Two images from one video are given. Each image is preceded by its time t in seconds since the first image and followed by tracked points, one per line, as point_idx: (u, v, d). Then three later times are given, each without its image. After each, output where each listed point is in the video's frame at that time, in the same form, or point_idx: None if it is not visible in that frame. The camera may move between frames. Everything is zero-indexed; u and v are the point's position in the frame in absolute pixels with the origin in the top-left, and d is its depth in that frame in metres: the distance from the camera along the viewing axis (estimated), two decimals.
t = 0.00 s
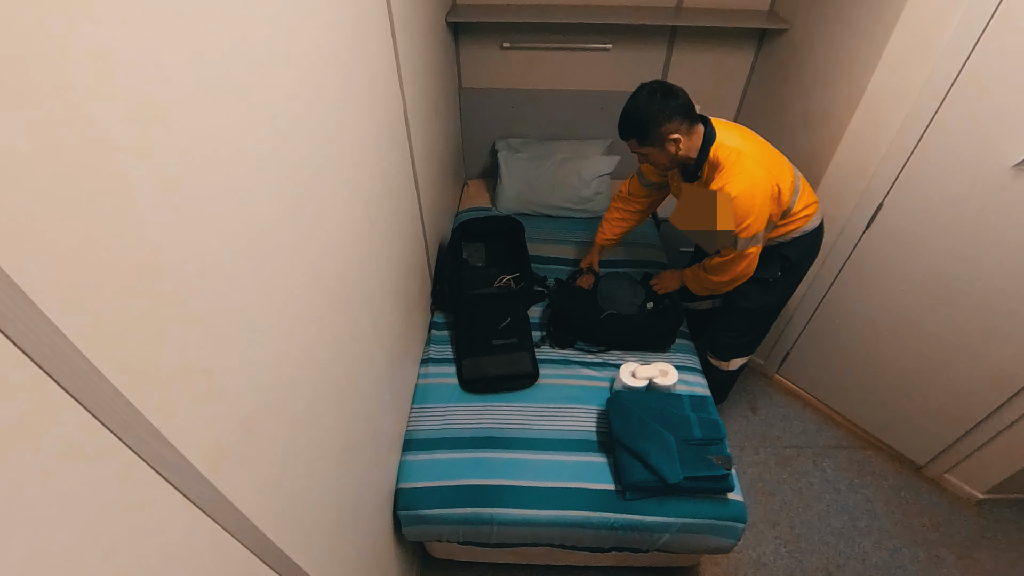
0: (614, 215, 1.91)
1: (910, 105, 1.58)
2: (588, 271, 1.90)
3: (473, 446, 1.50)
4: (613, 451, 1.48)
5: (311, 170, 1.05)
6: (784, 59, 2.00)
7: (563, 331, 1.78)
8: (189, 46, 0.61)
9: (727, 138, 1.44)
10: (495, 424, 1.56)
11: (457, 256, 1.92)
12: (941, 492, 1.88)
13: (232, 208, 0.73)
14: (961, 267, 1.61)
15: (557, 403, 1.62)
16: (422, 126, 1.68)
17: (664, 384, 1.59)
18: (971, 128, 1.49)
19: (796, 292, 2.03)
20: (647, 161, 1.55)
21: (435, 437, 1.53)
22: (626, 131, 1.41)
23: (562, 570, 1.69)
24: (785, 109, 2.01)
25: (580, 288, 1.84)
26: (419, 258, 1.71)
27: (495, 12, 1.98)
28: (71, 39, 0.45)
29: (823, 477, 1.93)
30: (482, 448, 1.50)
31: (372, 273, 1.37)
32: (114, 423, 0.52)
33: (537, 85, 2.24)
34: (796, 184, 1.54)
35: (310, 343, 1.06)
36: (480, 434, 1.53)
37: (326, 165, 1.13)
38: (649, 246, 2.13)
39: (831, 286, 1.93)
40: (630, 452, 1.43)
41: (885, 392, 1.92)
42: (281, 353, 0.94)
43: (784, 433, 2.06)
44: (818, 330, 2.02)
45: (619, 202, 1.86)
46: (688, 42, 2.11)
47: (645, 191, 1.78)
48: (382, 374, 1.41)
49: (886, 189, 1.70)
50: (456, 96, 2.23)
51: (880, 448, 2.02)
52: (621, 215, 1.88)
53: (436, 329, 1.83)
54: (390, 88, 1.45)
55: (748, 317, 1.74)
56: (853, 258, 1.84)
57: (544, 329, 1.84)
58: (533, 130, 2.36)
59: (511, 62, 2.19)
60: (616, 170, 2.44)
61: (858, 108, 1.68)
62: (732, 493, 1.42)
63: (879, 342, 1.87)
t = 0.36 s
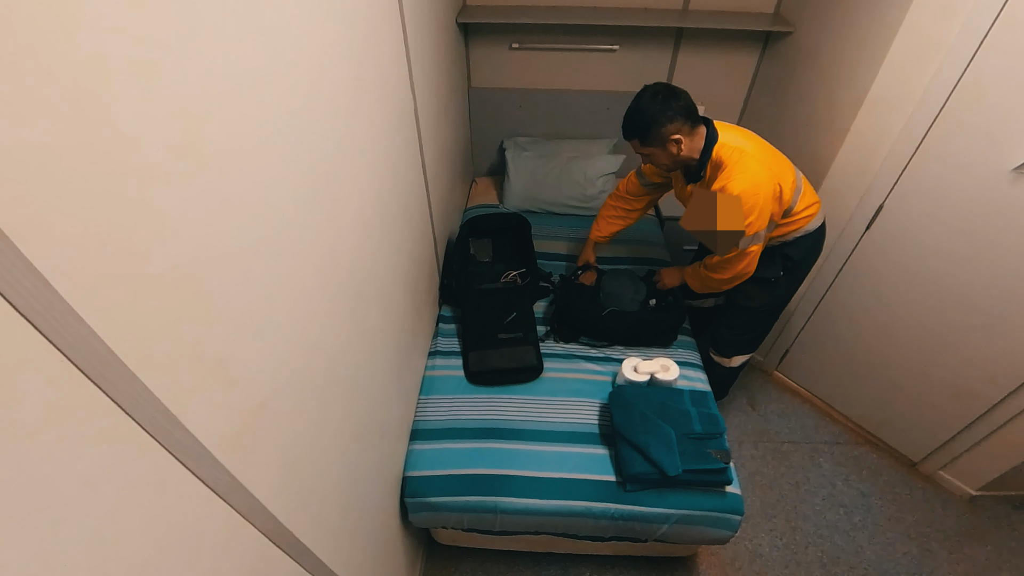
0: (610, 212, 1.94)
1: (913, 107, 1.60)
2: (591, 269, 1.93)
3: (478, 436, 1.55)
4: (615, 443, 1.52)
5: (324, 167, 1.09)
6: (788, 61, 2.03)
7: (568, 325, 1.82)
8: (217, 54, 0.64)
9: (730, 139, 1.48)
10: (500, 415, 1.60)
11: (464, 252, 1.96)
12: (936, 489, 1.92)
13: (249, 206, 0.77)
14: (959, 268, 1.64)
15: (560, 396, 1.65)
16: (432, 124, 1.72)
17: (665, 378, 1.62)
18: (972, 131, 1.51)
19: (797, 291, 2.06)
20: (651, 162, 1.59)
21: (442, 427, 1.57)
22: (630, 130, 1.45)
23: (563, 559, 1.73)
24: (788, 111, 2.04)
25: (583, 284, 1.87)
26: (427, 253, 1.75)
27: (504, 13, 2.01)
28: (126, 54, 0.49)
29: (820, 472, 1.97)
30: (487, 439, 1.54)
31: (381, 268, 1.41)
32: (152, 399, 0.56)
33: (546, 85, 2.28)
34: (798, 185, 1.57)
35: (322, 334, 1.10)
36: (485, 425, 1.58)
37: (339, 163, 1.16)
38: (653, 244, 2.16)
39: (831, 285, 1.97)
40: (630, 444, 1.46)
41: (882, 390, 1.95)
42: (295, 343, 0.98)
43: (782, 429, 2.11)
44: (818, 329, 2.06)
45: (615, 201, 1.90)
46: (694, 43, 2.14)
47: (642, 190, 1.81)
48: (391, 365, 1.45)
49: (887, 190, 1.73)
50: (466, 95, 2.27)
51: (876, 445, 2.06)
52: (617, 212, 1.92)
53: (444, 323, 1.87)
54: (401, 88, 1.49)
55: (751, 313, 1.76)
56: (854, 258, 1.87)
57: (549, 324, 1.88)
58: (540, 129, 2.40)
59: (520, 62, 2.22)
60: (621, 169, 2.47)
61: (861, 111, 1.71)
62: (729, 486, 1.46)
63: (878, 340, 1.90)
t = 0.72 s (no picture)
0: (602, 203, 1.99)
1: (914, 110, 1.63)
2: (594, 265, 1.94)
3: (483, 427, 1.59)
4: (616, 435, 1.56)
5: (337, 164, 1.13)
6: (792, 63, 2.06)
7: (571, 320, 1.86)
8: (240, 60, 0.68)
9: (731, 139, 1.52)
10: (504, 407, 1.64)
11: (472, 247, 2.01)
12: (929, 485, 1.96)
13: (268, 204, 0.81)
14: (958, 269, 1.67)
15: (564, 389, 1.70)
16: (442, 121, 1.76)
17: (666, 373, 1.67)
18: (972, 134, 1.53)
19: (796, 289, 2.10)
20: (653, 162, 1.62)
21: (448, 417, 1.62)
22: (633, 130, 1.48)
23: (564, 546, 1.78)
24: (792, 112, 2.07)
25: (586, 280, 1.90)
26: (436, 248, 1.79)
27: (514, 14, 2.05)
28: (159, 59, 0.52)
29: (816, 466, 2.02)
30: (492, 429, 1.59)
31: (391, 261, 1.45)
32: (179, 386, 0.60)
33: (553, 85, 2.32)
34: (798, 183, 1.61)
35: (335, 324, 1.15)
36: (490, 416, 1.62)
37: (352, 159, 1.21)
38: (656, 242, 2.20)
39: (831, 284, 2.00)
40: (631, 437, 1.50)
41: (879, 387, 1.99)
42: (308, 333, 1.02)
43: (780, 425, 2.15)
44: (818, 327, 2.09)
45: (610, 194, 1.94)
46: (700, 45, 2.16)
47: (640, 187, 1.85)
48: (400, 356, 1.49)
49: (887, 192, 1.76)
50: (476, 94, 2.31)
51: (872, 441, 2.10)
52: (610, 205, 1.97)
53: (451, 316, 1.92)
54: (412, 87, 1.53)
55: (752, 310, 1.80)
56: (854, 258, 1.91)
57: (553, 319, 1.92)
58: (548, 128, 2.44)
59: (529, 62, 2.26)
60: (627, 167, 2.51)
61: (863, 114, 1.74)
62: (727, 479, 1.49)
63: (877, 339, 1.93)
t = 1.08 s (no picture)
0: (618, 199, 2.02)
1: (915, 116, 1.66)
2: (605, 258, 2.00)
3: (488, 418, 1.64)
4: (617, 428, 1.60)
5: (350, 164, 1.17)
6: (797, 67, 2.09)
7: (580, 313, 1.92)
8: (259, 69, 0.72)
9: (732, 139, 1.55)
10: (509, 399, 1.69)
11: (479, 243, 2.05)
12: (923, 482, 2.00)
13: (285, 199, 0.85)
14: (955, 271, 1.70)
15: (567, 382, 1.74)
16: (452, 120, 1.80)
17: (667, 369, 1.70)
18: (971, 140, 1.56)
19: (797, 288, 2.14)
20: (656, 159, 1.66)
21: (455, 407, 1.67)
22: (637, 128, 1.52)
23: (564, 534, 1.83)
24: (795, 115, 2.11)
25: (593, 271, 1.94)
26: (445, 243, 1.83)
27: (524, 16, 2.08)
28: (192, 69, 0.56)
29: (812, 461, 2.06)
30: (496, 420, 1.63)
31: (402, 256, 1.49)
32: (205, 370, 0.65)
33: (561, 86, 2.36)
34: (798, 184, 1.64)
35: (346, 316, 1.19)
36: (495, 407, 1.67)
37: (365, 158, 1.25)
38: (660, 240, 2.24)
39: (831, 284, 2.04)
40: (632, 429, 1.54)
41: (876, 386, 2.03)
42: (321, 324, 1.07)
43: (778, 420, 2.20)
44: (817, 325, 2.13)
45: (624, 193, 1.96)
46: (706, 47, 2.19)
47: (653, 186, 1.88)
48: (408, 349, 1.54)
49: (888, 195, 1.79)
50: (485, 93, 2.36)
51: (869, 438, 2.14)
52: (624, 203, 1.99)
53: (460, 310, 1.98)
54: (424, 87, 1.57)
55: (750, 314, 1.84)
56: (854, 258, 1.94)
57: (558, 314, 1.97)
58: (556, 127, 2.49)
59: (538, 62, 2.30)
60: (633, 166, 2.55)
61: (865, 118, 1.78)
62: (725, 472, 1.53)
63: (875, 338, 1.97)
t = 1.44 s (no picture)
0: (612, 206, 2.03)
1: (917, 120, 1.68)
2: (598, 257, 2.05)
3: (493, 409, 1.68)
4: (619, 421, 1.64)
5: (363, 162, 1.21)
6: (801, 70, 2.12)
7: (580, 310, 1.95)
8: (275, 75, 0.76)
9: (742, 145, 1.59)
10: (513, 391, 1.73)
11: (487, 239, 2.10)
12: (917, 479, 2.04)
13: (301, 195, 0.90)
14: (953, 273, 1.73)
15: (570, 375, 1.78)
16: (462, 119, 1.84)
17: (669, 365, 1.74)
18: (970, 145, 1.59)
19: (797, 288, 2.18)
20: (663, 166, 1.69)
21: (460, 398, 1.71)
22: (645, 136, 1.55)
23: (564, 523, 1.87)
24: (799, 117, 2.14)
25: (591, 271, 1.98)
26: (453, 238, 1.88)
27: (533, 18, 2.12)
28: (216, 76, 0.60)
29: (808, 456, 2.10)
30: (500, 412, 1.68)
31: (411, 251, 1.53)
32: (224, 358, 0.69)
33: (569, 86, 2.39)
34: (806, 188, 1.67)
35: (357, 308, 1.24)
36: (500, 399, 1.71)
37: (377, 157, 1.29)
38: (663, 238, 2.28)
39: (831, 285, 2.08)
40: (632, 423, 1.58)
41: (873, 385, 2.07)
42: (332, 316, 1.11)
43: (776, 417, 2.24)
44: (817, 323, 2.17)
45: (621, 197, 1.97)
46: (712, 49, 2.22)
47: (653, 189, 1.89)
48: (416, 341, 1.58)
49: (888, 198, 1.82)
50: (495, 92, 2.40)
51: (865, 435, 2.18)
52: (621, 207, 2.00)
53: (467, 304, 2.02)
54: (435, 86, 1.61)
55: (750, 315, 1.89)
56: (854, 259, 1.98)
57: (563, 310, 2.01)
58: (564, 126, 2.53)
59: (546, 62, 2.34)
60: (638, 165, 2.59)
61: (868, 122, 1.81)
62: (723, 466, 1.57)
63: (873, 338, 2.01)
